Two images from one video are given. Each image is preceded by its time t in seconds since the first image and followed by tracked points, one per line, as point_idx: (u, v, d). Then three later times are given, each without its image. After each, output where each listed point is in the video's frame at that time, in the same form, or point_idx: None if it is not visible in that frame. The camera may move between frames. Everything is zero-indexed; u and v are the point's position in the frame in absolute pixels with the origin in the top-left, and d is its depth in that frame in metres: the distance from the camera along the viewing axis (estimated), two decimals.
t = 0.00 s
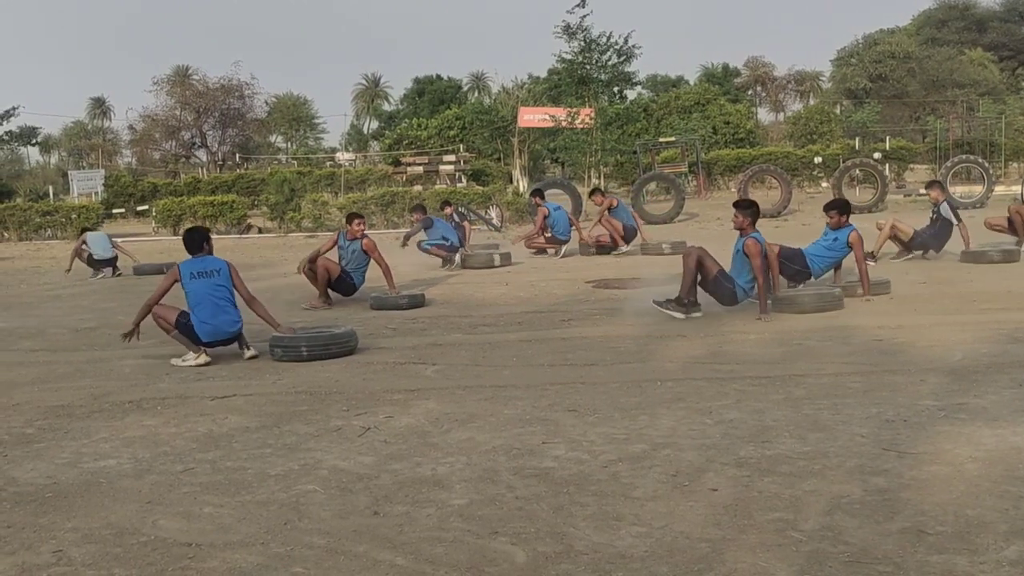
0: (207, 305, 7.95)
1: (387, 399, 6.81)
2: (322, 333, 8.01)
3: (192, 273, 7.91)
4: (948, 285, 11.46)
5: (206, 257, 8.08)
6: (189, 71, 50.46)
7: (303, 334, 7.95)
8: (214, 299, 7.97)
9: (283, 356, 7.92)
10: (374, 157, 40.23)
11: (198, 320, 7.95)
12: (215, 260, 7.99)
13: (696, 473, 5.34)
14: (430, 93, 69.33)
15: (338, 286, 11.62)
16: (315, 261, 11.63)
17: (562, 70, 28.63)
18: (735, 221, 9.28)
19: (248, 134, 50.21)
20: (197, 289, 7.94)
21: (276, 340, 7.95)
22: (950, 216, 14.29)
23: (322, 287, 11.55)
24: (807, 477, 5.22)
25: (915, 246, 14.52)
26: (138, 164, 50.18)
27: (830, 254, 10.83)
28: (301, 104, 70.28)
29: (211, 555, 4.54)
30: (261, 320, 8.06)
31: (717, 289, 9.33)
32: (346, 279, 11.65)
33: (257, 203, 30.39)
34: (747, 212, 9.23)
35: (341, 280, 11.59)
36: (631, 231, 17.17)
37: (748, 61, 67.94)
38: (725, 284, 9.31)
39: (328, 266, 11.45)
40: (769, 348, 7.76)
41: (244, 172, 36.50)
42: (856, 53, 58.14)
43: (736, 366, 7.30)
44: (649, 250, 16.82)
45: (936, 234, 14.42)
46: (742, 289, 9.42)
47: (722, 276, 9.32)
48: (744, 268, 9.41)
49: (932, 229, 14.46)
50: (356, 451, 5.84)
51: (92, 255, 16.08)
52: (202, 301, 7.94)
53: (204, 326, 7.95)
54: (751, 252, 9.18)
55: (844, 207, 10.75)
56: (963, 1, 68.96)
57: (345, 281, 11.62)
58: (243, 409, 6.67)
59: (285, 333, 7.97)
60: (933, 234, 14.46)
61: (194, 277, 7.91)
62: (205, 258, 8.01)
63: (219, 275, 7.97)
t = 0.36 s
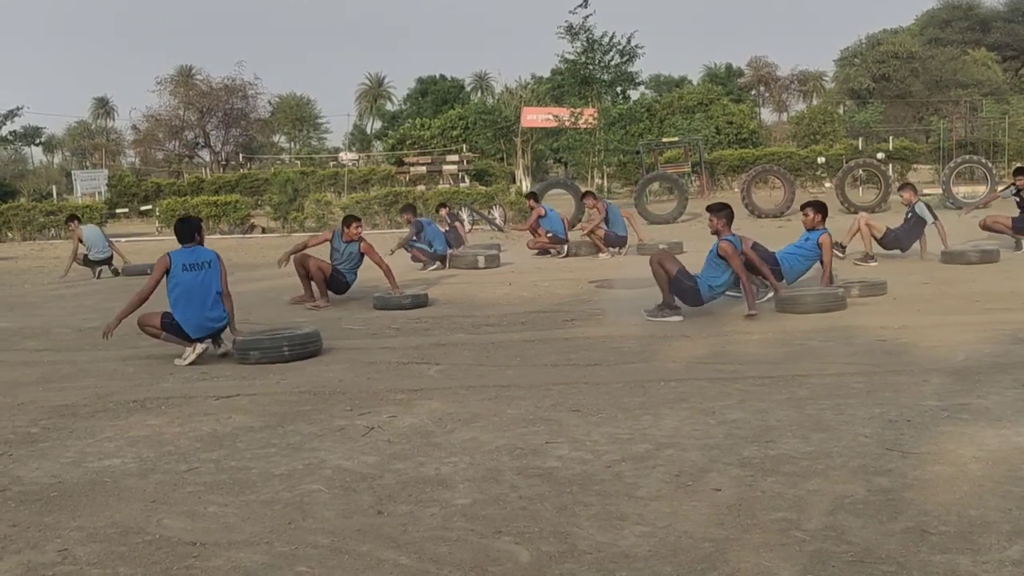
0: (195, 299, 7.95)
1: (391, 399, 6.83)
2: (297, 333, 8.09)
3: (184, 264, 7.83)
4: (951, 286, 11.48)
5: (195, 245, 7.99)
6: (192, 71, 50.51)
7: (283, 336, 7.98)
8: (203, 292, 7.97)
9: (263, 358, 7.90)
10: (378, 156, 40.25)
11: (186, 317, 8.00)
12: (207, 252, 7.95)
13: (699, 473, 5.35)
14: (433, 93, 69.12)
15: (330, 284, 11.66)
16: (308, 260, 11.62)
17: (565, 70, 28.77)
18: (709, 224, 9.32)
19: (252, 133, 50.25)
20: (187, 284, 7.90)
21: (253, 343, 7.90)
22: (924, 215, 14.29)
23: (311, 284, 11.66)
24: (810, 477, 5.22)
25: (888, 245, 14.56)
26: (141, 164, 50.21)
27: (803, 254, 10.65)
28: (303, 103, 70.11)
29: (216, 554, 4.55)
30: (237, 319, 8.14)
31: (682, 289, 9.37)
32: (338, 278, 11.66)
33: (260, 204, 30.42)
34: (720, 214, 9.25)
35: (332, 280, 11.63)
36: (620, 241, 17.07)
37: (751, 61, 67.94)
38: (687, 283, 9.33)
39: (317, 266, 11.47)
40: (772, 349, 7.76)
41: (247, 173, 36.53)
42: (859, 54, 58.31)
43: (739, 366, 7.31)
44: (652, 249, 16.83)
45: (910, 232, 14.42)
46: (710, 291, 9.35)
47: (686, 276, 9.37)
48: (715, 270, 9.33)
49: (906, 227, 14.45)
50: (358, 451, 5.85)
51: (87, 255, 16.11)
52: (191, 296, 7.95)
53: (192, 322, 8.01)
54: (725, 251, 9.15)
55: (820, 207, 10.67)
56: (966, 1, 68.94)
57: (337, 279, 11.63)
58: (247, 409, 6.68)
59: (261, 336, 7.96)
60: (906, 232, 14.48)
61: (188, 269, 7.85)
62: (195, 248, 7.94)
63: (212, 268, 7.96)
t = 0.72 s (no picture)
0: (197, 298, 7.94)
1: (393, 402, 6.84)
2: (292, 338, 8.12)
3: (198, 262, 7.88)
4: (954, 290, 11.47)
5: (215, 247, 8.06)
6: (196, 74, 50.63)
7: (277, 341, 8.00)
8: (208, 294, 7.97)
9: (256, 362, 7.89)
10: (380, 159, 40.31)
11: (187, 314, 7.97)
12: (224, 257, 7.99)
13: (701, 476, 5.36)
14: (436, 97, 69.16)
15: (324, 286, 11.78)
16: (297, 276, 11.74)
17: (568, 74, 28.84)
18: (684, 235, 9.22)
19: (254, 136, 50.32)
20: (196, 282, 7.92)
21: (245, 348, 7.89)
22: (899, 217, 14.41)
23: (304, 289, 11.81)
24: (812, 481, 5.22)
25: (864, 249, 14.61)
26: (144, 167, 50.30)
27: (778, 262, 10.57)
28: (306, 107, 70.16)
29: (220, 557, 4.56)
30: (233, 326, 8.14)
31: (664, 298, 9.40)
32: (336, 279, 11.81)
33: (263, 207, 30.49)
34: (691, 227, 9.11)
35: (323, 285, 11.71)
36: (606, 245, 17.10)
37: (754, 64, 67.99)
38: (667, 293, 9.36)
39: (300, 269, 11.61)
40: (775, 353, 7.76)
41: (251, 176, 36.63)
42: (861, 57, 58.34)
43: (742, 370, 7.32)
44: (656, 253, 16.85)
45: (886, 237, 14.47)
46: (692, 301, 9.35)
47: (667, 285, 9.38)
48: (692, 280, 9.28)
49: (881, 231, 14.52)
50: (361, 454, 5.87)
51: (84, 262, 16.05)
52: (197, 295, 7.94)
53: (192, 319, 7.98)
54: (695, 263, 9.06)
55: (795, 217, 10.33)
56: (969, 5, 68.96)
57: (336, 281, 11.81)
58: (250, 412, 6.69)
59: (255, 341, 7.96)
60: (881, 236, 14.53)
61: (200, 268, 7.88)
62: (213, 251, 8.00)
63: (225, 273, 7.99)
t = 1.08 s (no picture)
0: (195, 295, 7.96)
1: (396, 403, 6.85)
2: (295, 339, 8.13)
3: (194, 260, 7.91)
4: (958, 294, 11.48)
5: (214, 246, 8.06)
6: (199, 75, 50.74)
7: (280, 342, 8.01)
8: (204, 292, 7.98)
9: (259, 363, 7.90)
10: (384, 160, 40.37)
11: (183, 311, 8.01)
12: (220, 256, 7.97)
13: (705, 478, 5.36)
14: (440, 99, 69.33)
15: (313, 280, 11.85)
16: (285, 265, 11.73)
17: (571, 76, 28.89)
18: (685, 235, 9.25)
19: (258, 138, 50.40)
20: (191, 279, 7.94)
21: (248, 349, 7.89)
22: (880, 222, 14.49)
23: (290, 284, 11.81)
24: (815, 483, 5.23)
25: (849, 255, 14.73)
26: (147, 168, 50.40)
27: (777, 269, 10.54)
28: (310, 108, 70.32)
29: (223, 557, 4.57)
30: (231, 325, 8.13)
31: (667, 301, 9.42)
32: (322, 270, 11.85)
33: (268, 209, 30.57)
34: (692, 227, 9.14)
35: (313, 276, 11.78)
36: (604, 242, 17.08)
37: (757, 67, 68.10)
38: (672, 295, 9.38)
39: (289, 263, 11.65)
40: (777, 355, 7.77)
41: (255, 178, 36.74)
42: (865, 61, 58.46)
43: (744, 372, 7.33)
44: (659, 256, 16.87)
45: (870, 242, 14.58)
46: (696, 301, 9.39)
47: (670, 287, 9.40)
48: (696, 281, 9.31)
49: (865, 238, 14.63)
50: (365, 455, 5.87)
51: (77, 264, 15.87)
52: (191, 293, 7.96)
53: (187, 317, 8.01)
54: (701, 262, 9.07)
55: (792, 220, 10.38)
56: (973, 9, 69.03)
57: (321, 274, 11.80)
58: (253, 413, 6.70)
59: (257, 342, 7.96)
60: (866, 242, 14.64)
61: (195, 266, 7.90)
62: (211, 249, 8.00)
63: (220, 272, 7.97)
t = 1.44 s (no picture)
0: (182, 302, 7.98)
1: (400, 403, 6.85)
2: (299, 338, 8.13)
3: (180, 267, 7.93)
4: (961, 294, 11.48)
5: (199, 252, 8.07)
6: (202, 74, 50.75)
7: (283, 341, 8.01)
8: (192, 298, 8.00)
9: (263, 362, 7.90)
10: (387, 160, 40.39)
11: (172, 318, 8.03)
12: (205, 261, 7.98)
13: (709, 478, 5.36)
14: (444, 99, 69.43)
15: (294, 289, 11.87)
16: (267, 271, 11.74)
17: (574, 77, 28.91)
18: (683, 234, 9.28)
19: (261, 137, 50.42)
20: (179, 286, 7.96)
21: (250, 348, 7.89)
22: (859, 223, 14.54)
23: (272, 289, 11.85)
24: (819, 483, 5.23)
25: (824, 254, 14.75)
26: (150, 168, 50.42)
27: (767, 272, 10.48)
28: (313, 107, 70.36)
29: (227, 555, 4.56)
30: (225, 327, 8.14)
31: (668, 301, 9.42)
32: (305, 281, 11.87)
33: (271, 209, 30.60)
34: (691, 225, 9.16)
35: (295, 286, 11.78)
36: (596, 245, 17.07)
37: (761, 67, 68.14)
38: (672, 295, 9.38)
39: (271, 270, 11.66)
40: (780, 356, 7.78)
41: (258, 177, 36.77)
42: (868, 61, 58.50)
43: (748, 372, 7.33)
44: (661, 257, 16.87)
45: (846, 243, 14.61)
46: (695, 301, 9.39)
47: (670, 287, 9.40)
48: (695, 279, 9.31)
49: (842, 238, 14.66)
50: (368, 454, 5.87)
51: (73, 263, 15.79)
52: (179, 300, 7.98)
53: (178, 323, 8.03)
54: (701, 262, 9.06)
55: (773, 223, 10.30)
56: (977, 10, 69.06)
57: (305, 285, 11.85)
58: (257, 412, 6.70)
59: (261, 341, 7.96)
60: (842, 243, 14.68)
61: (181, 273, 7.92)
62: (197, 256, 8.02)
63: (206, 277, 7.98)
